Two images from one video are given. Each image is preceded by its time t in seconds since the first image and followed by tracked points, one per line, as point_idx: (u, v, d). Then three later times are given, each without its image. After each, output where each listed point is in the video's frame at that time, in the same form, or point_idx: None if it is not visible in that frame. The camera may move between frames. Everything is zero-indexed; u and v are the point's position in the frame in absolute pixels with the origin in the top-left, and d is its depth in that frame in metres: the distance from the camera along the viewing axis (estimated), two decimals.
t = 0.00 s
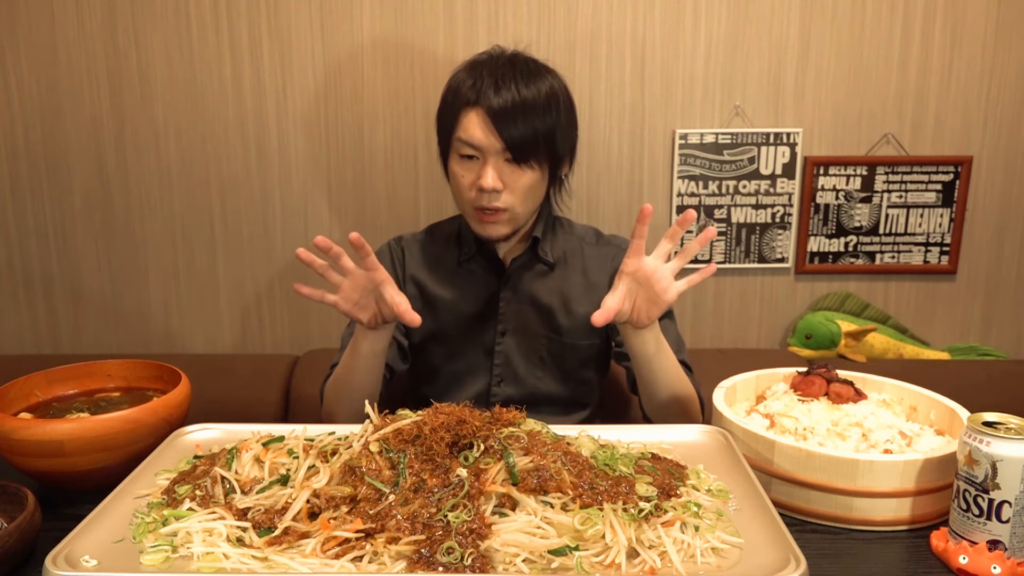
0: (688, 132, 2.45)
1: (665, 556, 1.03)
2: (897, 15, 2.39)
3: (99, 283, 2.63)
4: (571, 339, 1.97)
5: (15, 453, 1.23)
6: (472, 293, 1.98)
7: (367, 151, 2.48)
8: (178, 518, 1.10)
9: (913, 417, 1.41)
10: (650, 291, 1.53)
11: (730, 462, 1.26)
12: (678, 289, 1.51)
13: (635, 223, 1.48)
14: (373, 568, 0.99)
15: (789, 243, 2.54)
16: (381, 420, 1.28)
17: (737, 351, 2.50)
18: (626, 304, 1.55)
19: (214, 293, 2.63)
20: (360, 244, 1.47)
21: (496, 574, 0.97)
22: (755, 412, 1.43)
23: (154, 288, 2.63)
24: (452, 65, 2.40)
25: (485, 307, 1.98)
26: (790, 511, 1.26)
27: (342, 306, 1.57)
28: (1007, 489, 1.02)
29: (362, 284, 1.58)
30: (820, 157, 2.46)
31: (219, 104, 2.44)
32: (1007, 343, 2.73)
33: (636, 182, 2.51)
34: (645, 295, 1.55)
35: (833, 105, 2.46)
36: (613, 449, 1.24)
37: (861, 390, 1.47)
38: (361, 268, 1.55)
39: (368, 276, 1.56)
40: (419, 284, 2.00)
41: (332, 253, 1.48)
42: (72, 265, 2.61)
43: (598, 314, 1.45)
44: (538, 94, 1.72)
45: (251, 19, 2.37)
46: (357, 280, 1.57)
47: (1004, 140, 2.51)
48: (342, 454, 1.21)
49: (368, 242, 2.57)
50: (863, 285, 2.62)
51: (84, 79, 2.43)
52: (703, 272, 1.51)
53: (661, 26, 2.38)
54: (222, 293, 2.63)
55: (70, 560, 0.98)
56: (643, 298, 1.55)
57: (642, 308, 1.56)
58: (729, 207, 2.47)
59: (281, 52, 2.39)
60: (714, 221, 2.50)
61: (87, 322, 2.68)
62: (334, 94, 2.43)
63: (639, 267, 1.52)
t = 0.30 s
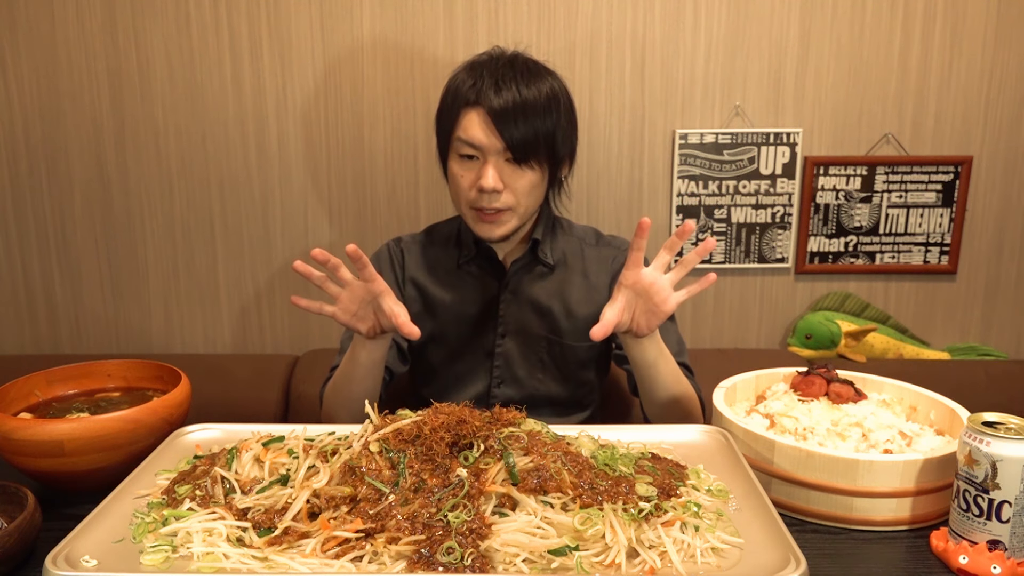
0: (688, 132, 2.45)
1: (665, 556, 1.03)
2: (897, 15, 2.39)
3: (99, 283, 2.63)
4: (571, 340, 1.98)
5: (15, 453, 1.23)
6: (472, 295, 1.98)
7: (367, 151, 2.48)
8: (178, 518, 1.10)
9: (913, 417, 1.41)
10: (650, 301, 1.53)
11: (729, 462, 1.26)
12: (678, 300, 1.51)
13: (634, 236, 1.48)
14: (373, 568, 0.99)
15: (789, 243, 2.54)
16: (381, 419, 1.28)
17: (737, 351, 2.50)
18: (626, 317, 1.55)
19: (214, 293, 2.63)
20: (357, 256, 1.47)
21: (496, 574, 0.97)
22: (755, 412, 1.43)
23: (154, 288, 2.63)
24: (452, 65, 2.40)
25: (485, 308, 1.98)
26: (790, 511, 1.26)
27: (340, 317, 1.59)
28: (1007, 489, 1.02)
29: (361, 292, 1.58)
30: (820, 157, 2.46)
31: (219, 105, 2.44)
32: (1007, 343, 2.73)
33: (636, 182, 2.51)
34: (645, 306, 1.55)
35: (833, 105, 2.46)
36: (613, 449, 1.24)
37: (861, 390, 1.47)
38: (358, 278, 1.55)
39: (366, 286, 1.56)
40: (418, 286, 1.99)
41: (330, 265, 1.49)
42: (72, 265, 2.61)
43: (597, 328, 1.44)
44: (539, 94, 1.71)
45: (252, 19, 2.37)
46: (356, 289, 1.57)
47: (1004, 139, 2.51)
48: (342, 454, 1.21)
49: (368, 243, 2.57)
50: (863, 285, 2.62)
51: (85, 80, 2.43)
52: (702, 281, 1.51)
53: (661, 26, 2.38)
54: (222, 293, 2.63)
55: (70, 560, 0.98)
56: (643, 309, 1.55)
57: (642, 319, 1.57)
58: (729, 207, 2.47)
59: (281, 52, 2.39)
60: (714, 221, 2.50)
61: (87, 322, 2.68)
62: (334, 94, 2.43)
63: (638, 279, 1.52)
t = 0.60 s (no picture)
0: (688, 132, 2.45)
1: (665, 556, 1.03)
2: (897, 15, 2.39)
3: (99, 284, 2.63)
4: (572, 341, 1.99)
5: (15, 453, 1.23)
6: (474, 296, 1.98)
7: (367, 151, 2.48)
8: (178, 518, 1.10)
9: (913, 417, 1.41)
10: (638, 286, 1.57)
11: (729, 462, 1.26)
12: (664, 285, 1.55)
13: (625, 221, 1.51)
14: (373, 568, 0.98)
15: (789, 243, 2.54)
16: (381, 419, 1.28)
17: (737, 352, 2.51)
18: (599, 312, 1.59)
19: (214, 293, 2.63)
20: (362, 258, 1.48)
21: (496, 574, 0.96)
22: (755, 412, 1.43)
23: (154, 288, 2.63)
24: (452, 64, 2.40)
25: (487, 309, 1.98)
26: (790, 510, 1.26)
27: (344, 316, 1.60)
28: (1007, 489, 1.02)
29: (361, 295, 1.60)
30: (820, 157, 2.46)
31: (219, 105, 2.44)
32: (1007, 343, 2.73)
33: (636, 182, 2.51)
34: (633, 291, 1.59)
35: (833, 105, 2.46)
36: (613, 449, 1.24)
37: (861, 390, 1.47)
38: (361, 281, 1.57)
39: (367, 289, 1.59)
40: (419, 288, 1.99)
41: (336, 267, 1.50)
42: (72, 266, 2.61)
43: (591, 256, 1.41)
44: (570, 97, 1.73)
45: (252, 19, 2.37)
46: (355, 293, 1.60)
47: (1004, 139, 2.51)
48: (342, 453, 1.21)
49: (368, 243, 2.57)
50: (863, 285, 2.62)
51: (85, 80, 2.43)
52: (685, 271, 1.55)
53: (661, 26, 2.38)
54: (222, 293, 2.63)
55: (70, 560, 0.98)
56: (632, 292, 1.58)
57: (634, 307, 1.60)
58: (729, 207, 2.48)
59: (281, 52, 2.39)
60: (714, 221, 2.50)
61: (87, 322, 2.68)
62: (333, 95, 2.43)
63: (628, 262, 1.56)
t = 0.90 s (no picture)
0: (688, 132, 2.45)
1: (665, 556, 1.03)
2: (897, 15, 2.39)
3: (99, 284, 2.63)
4: (571, 340, 1.99)
5: (15, 453, 1.23)
6: (472, 296, 1.97)
7: (367, 151, 2.48)
8: (179, 518, 1.10)
9: (913, 417, 1.41)
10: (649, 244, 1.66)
11: (729, 463, 1.26)
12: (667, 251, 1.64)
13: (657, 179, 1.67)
14: (373, 568, 0.98)
15: (789, 243, 2.54)
16: (381, 419, 1.28)
17: (737, 352, 2.50)
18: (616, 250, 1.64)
19: (214, 293, 2.63)
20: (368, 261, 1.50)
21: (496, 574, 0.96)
22: (755, 412, 1.43)
23: (154, 288, 2.63)
24: (452, 64, 2.40)
25: (486, 309, 1.98)
26: (790, 510, 1.26)
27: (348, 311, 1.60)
28: (1007, 489, 1.02)
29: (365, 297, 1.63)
30: (820, 157, 2.46)
31: (219, 105, 2.44)
32: (1007, 343, 2.73)
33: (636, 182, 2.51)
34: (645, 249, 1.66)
35: (833, 105, 2.46)
36: (613, 449, 1.24)
37: (861, 390, 1.47)
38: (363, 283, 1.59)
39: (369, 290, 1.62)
40: (418, 289, 1.99)
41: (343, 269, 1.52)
42: (72, 266, 2.61)
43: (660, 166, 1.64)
44: (563, 92, 1.73)
45: (252, 19, 2.37)
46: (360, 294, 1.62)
47: (1004, 139, 2.51)
48: (342, 453, 1.21)
49: (368, 243, 2.57)
50: (863, 285, 2.62)
51: (85, 80, 2.43)
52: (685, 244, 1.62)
53: (661, 26, 2.38)
54: (222, 293, 2.63)
55: (70, 560, 0.98)
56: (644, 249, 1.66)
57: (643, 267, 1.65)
58: (729, 207, 2.47)
59: (281, 51, 2.39)
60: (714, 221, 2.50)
61: (86, 322, 2.68)
62: (333, 94, 2.43)
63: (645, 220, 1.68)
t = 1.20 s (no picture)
0: (688, 132, 2.45)
1: (665, 556, 1.03)
2: (897, 15, 2.39)
3: (99, 283, 2.63)
4: (571, 335, 1.98)
5: (15, 452, 1.23)
6: (472, 292, 1.98)
7: (367, 151, 2.48)
8: (178, 518, 1.10)
9: (913, 417, 1.41)
10: (674, 270, 1.49)
11: (729, 462, 1.26)
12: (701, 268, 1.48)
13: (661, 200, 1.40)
14: (373, 568, 0.98)
15: (789, 243, 2.54)
16: (381, 419, 1.28)
17: (737, 352, 2.50)
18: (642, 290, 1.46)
19: (214, 293, 2.63)
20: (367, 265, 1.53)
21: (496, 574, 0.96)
22: (755, 412, 1.43)
23: (154, 288, 2.63)
24: (452, 64, 2.40)
25: (485, 305, 1.98)
26: (790, 510, 1.26)
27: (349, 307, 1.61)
28: (1007, 489, 1.02)
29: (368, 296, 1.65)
30: (820, 157, 2.46)
31: (219, 105, 2.44)
32: (1007, 343, 2.73)
33: (636, 182, 2.51)
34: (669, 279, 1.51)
35: (834, 105, 2.46)
36: (613, 449, 1.24)
37: (861, 390, 1.47)
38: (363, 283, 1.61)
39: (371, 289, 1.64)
40: (417, 287, 1.98)
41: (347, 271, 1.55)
42: (71, 265, 2.61)
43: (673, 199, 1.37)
44: (552, 81, 1.76)
45: (252, 19, 2.37)
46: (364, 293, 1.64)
47: (1005, 139, 2.51)
48: (342, 453, 1.21)
49: (368, 242, 2.57)
50: (863, 285, 2.62)
51: (85, 80, 2.43)
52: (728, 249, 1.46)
53: (661, 26, 2.38)
54: (222, 293, 2.63)
55: (70, 560, 0.98)
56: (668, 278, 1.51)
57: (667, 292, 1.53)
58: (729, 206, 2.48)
59: (281, 51, 2.39)
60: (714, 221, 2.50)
61: (87, 322, 2.68)
62: (333, 95, 2.43)
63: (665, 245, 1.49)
